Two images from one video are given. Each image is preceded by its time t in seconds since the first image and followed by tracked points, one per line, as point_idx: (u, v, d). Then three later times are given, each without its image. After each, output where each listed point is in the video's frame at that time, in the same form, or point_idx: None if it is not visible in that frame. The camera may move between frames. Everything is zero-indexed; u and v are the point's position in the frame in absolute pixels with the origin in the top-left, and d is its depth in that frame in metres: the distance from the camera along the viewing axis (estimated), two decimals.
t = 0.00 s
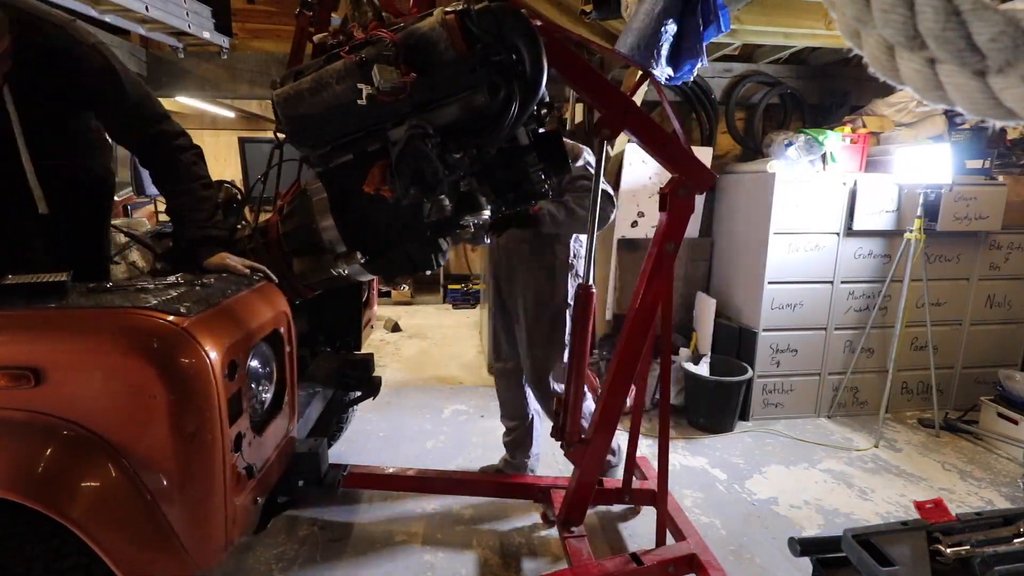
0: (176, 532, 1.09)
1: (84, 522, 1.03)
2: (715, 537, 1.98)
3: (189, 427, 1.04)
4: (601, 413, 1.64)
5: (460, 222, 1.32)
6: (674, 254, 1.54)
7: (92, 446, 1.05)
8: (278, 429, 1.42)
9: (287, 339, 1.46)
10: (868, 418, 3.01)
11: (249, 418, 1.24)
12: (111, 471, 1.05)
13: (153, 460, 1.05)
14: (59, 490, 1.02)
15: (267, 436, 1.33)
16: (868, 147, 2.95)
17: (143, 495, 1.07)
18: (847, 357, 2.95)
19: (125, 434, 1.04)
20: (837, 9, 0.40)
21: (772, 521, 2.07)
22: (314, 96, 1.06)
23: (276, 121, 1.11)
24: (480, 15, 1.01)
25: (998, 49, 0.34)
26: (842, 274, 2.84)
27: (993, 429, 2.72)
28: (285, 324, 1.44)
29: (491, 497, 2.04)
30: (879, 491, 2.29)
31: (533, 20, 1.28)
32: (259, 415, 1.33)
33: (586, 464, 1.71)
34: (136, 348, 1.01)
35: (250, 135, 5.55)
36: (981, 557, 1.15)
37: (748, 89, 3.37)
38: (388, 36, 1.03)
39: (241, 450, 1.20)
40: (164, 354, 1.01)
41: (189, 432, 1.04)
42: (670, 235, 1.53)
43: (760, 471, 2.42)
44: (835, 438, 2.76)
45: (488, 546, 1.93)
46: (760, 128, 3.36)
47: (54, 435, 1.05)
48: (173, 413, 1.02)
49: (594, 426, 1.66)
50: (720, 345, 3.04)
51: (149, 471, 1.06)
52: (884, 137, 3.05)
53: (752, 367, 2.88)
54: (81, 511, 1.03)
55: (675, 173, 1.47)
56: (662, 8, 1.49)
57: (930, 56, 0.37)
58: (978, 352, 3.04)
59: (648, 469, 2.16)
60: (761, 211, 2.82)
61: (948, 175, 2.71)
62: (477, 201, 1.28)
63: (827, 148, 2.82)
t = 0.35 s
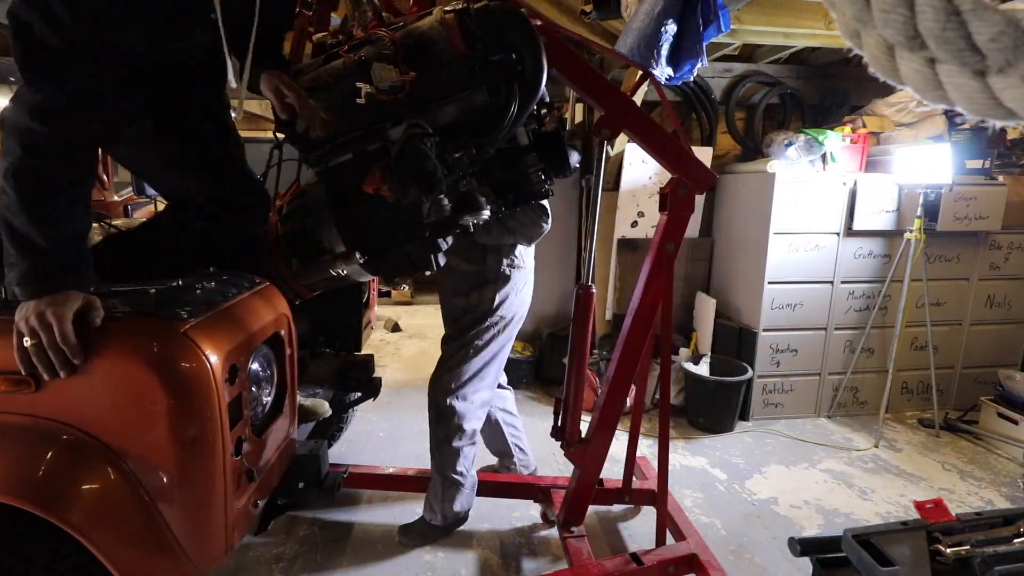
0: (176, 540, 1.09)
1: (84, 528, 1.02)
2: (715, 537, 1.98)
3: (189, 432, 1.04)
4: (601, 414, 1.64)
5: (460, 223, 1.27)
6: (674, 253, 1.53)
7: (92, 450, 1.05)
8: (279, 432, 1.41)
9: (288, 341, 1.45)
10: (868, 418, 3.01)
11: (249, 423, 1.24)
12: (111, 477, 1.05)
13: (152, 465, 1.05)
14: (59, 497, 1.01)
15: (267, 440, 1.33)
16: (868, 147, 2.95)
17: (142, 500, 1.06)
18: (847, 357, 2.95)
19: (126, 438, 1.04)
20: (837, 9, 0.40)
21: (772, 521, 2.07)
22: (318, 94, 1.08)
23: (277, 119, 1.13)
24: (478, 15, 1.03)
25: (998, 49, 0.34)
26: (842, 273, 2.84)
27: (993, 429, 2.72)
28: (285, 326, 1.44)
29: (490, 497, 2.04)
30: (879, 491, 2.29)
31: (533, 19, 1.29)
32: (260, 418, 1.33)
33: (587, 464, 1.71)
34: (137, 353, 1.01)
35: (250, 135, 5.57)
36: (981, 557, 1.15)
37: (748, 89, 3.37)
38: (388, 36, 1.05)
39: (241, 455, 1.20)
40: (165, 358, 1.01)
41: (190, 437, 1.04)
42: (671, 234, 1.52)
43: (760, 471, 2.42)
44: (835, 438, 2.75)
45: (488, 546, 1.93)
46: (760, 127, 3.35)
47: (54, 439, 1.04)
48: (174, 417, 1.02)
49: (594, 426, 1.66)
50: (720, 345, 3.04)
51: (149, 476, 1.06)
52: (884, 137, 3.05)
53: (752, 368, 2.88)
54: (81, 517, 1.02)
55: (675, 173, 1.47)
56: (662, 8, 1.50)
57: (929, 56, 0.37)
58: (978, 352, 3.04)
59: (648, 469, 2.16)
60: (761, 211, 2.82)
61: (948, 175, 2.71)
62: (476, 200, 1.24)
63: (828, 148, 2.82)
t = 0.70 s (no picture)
0: (175, 526, 1.16)
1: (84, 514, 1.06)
2: (715, 537, 1.98)
3: (188, 418, 1.12)
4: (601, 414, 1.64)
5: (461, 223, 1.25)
6: (675, 253, 1.54)
7: (91, 437, 1.10)
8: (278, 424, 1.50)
9: (286, 334, 1.55)
10: (868, 418, 3.01)
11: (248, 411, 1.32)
12: (112, 465, 1.10)
13: (151, 451, 1.12)
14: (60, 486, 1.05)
15: (265, 430, 1.41)
16: (868, 147, 2.95)
17: (143, 487, 1.13)
18: (847, 357, 2.95)
19: (128, 426, 1.11)
20: (837, 9, 0.40)
21: (772, 521, 2.07)
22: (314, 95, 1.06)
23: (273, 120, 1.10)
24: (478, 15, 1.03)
25: (997, 49, 0.34)
26: (842, 273, 2.84)
27: (993, 429, 2.72)
28: (284, 318, 1.52)
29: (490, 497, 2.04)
30: (879, 491, 2.29)
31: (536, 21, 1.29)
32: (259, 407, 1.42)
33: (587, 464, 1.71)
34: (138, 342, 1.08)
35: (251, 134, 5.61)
36: (981, 557, 1.15)
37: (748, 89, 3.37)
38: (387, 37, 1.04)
39: (240, 442, 1.28)
40: (166, 348, 1.09)
41: (189, 422, 1.12)
42: (672, 234, 1.53)
43: (760, 471, 2.42)
44: (835, 438, 2.75)
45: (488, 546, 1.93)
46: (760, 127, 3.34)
47: (54, 426, 1.09)
48: (174, 404, 1.11)
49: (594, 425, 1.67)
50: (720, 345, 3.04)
51: (149, 463, 1.13)
52: (884, 137, 3.05)
53: (752, 367, 2.88)
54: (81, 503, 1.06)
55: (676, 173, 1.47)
56: (662, 8, 1.49)
57: (929, 56, 0.37)
58: (979, 352, 3.04)
59: (648, 470, 2.16)
60: (761, 211, 2.82)
61: (948, 175, 2.71)
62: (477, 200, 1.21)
63: (827, 148, 2.82)
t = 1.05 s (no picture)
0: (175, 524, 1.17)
1: (87, 512, 1.07)
2: (716, 537, 1.98)
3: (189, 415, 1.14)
4: (601, 413, 1.64)
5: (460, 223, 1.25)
6: (674, 253, 1.54)
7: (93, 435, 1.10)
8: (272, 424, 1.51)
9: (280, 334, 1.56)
10: (868, 418, 3.01)
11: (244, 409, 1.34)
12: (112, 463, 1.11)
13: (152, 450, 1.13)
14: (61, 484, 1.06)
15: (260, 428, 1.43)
16: (868, 147, 2.95)
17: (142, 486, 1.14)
18: (847, 357, 2.95)
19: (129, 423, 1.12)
20: (837, 9, 0.40)
21: (772, 521, 2.07)
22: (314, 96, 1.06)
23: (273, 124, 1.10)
24: (478, 16, 1.02)
25: (998, 49, 0.34)
26: (842, 274, 2.84)
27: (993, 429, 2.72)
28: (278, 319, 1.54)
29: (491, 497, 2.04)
30: (880, 491, 2.29)
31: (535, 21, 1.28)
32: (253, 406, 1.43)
33: (587, 464, 1.71)
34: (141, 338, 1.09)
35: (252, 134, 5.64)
36: (981, 557, 1.15)
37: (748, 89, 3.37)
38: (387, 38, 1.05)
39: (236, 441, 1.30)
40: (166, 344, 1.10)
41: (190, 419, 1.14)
42: (671, 234, 1.53)
43: (760, 471, 2.42)
44: (835, 438, 2.75)
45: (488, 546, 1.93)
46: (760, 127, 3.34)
47: (54, 424, 1.09)
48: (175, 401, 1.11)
49: (593, 425, 1.67)
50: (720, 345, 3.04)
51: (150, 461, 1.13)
52: (884, 137, 3.05)
53: (752, 368, 2.88)
54: (83, 502, 1.07)
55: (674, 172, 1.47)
56: (662, 8, 1.49)
57: (929, 56, 0.37)
58: (979, 352, 3.04)
59: (648, 470, 2.16)
60: (761, 211, 2.82)
61: (949, 175, 2.71)
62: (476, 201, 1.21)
63: (827, 148, 2.82)
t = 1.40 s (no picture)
0: (176, 525, 1.16)
1: (86, 513, 1.08)
2: (715, 537, 1.98)
3: (189, 417, 1.13)
4: (601, 414, 1.64)
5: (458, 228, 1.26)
6: (675, 253, 1.54)
7: (92, 437, 1.11)
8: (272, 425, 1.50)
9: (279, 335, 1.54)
10: (868, 418, 3.01)
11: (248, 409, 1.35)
12: (113, 463, 1.11)
13: (152, 451, 1.12)
14: (61, 482, 1.06)
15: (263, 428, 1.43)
16: (868, 147, 2.95)
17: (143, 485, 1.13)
18: (847, 357, 2.95)
19: (128, 424, 1.11)
20: (837, 9, 0.40)
21: (772, 521, 2.07)
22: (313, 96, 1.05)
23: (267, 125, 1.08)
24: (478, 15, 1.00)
25: (998, 49, 0.34)
26: (842, 274, 2.84)
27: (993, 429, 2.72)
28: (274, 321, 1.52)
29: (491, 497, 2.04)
30: (879, 491, 2.29)
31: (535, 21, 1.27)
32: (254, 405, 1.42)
33: (588, 464, 1.71)
34: (138, 338, 1.08)
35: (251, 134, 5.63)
36: (981, 557, 1.15)
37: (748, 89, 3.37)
38: (389, 39, 1.05)
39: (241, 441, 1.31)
40: (164, 343, 1.10)
41: (189, 420, 1.13)
42: (671, 235, 1.53)
43: (760, 472, 2.42)
44: (835, 438, 2.76)
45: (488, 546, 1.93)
46: (760, 127, 3.34)
47: (55, 424, 1.09)
48: (173, 404, 1.11)
49: (593, 426, 1.67)
50: (720, 345, 3.05)
51: (150, 462, 1.13)
52: (884, 137, 3.05)
53: (752, 368, 2.88)
54: (82, 502, 1.07)
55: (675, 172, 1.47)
56: (662, 8, 1.49)
57: (929, 56, 0.37)
58: (978, 352, 3.04)
59: (648, 470, 2.16)
60: (761, 211, 2.82)
61: (949, 175, 2.71)
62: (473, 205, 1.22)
63: (827, 148, 2.82)
